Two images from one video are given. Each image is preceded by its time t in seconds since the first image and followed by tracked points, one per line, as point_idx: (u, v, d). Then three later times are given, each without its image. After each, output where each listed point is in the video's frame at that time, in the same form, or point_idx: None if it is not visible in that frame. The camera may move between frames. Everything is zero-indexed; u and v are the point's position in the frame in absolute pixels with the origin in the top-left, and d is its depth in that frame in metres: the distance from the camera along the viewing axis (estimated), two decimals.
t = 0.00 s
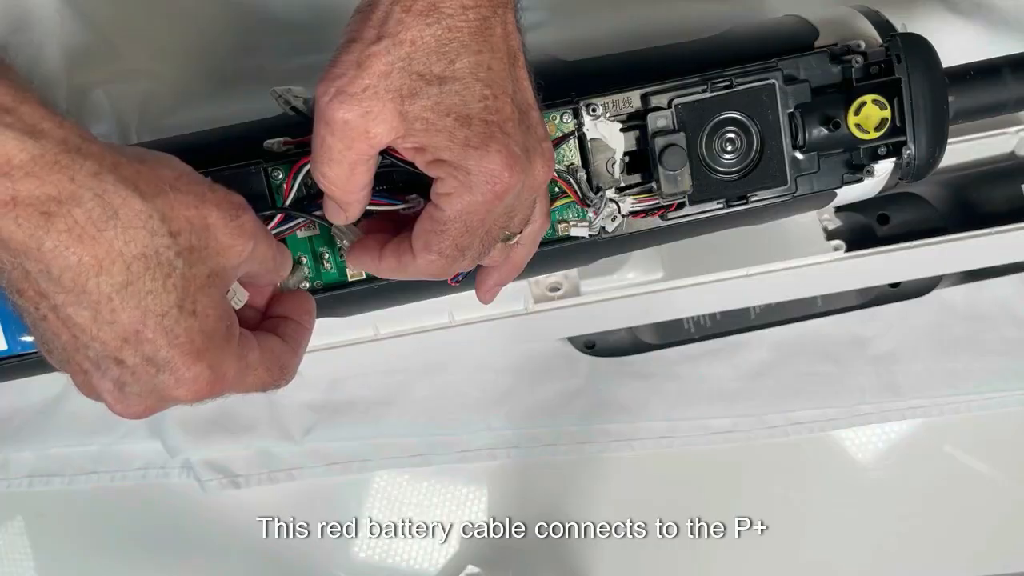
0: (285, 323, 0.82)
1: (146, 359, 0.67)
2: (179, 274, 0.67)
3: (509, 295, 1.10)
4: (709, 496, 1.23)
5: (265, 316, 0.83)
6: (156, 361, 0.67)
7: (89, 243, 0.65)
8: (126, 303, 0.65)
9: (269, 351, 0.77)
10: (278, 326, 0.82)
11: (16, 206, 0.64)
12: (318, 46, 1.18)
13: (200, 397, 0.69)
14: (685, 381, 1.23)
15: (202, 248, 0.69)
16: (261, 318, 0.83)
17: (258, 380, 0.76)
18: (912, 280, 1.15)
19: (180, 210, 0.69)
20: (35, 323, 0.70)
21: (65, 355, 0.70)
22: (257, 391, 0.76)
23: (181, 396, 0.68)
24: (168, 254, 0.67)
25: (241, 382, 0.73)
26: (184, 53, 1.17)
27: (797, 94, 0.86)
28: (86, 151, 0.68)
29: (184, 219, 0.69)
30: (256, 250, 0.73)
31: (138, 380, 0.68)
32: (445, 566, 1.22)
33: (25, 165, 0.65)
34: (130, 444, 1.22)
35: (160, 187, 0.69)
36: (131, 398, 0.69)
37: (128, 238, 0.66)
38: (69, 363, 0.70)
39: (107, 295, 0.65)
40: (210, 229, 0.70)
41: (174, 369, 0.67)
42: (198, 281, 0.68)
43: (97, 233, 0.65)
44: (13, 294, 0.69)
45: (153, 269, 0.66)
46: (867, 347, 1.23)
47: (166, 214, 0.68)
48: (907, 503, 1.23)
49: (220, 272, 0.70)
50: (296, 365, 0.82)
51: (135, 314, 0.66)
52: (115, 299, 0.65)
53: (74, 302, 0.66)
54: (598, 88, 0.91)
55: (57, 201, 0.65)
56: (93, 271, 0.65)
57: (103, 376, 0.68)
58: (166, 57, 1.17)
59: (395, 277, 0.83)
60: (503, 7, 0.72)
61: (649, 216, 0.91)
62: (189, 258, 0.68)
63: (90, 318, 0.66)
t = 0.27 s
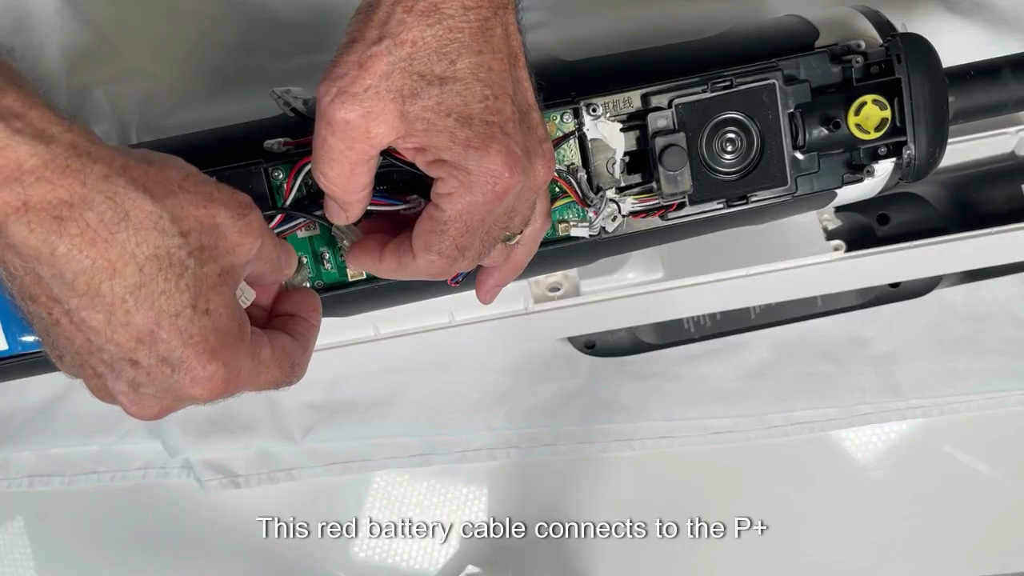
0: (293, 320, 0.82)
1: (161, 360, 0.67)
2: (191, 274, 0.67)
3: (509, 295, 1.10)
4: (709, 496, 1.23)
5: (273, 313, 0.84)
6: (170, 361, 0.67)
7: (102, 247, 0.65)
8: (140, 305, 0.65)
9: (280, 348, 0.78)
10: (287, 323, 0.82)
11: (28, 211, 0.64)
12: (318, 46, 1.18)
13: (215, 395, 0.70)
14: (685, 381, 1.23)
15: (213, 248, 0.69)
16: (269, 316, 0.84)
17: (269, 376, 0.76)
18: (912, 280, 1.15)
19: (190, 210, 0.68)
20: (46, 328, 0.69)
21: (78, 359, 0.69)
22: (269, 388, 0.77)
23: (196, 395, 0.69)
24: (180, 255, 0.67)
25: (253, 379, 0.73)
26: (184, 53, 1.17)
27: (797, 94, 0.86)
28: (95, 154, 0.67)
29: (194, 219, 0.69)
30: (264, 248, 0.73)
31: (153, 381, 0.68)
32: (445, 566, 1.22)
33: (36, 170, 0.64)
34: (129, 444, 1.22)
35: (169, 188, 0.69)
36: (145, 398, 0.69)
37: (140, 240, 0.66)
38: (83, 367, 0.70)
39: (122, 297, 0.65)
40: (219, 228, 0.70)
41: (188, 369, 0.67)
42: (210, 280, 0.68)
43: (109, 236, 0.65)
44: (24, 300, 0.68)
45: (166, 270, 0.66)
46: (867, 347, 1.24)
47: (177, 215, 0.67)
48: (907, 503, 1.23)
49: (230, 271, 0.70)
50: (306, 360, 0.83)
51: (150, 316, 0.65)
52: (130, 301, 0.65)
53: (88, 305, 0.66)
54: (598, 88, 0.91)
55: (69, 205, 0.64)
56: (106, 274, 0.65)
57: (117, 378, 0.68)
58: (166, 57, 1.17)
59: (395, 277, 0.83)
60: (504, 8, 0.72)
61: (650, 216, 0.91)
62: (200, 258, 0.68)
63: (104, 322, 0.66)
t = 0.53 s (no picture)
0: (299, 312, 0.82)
1: (167, 362, 0.67)
2: (191, 276, 0.67)
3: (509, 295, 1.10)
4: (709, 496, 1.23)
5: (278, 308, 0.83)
6: (176, 363, 0.67)
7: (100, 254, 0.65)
8: (143, 309, 0.65)
9: (287, 340, 0.77)
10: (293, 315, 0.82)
11: (24, 223, 0.64)
12: (318, 46, 1.18)
13: (224, 393, 0.70)
14: (685, 381, 1.23)
15: (211, 251, 0.69)
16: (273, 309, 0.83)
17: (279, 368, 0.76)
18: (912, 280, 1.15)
19: (186, 214, 0.68)
20: (51, 337, 0.70)
21: (86, 366, 0.70)
22: (278, 381, 0.77)
23: (205, 395, 0.69)
24: (179, 259, 0.67)
25: (263, 374, 0.74)
26: (184, 53, 1.17)
27: (797, 94, 0.86)
28: (89, 161, 0.66)
29: (191, 223, 0.68)
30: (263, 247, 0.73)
31: (161, 383, 0.68)
32: (445, 566, 1.22)
33: (33, 181, 0.64)
34: (129, 444, 1.22)
35: (165, 193, 0.68)
36: (154, 402, 0.69)
37: (138, 246, 0.65)
38: (90, 375, 0.70)
39: (124, 303, 0.65)
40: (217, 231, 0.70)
41: (196, 369, 0.67)
42: (211, 281, 0.68)
43: (107, 243, 0.65)
44: (27, 311, 0.69)
45: (166, 275, 0.66)
46: (867, 347, 1.24)
47: (173, 219, 0.67)
48: (907, 503, 1.23)
49: (230, 271, 0.70)
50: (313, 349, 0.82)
51: (154, 320, 0.65)
52: (133, 306, 0.65)
53: (90, 313, 0.66)
54: (598, 88, 0.91)
55: (65, 214, 0.64)
56: (107, 281, 0.65)
57: (124, 384, 0.69)
58: (166, 57, 1.17)
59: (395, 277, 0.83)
60: (503, 7, 0.72)
61: (650, 216, 0.91)
62: (200, 260, 0.68)
63: (107, 328, 0.66)
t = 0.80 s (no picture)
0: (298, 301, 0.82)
1: (164, 361, 0.67)
2: (188, 276, 0.67)
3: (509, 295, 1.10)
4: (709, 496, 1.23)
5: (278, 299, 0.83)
6: (174, 361, 0.67)
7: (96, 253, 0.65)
8: (140, 308, 0.65)
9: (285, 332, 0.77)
10: (293, 307, 0.81)
11: (20, 221, 0.63)
12: (318, 46, 1.18)
13: (223, 390, 0.70)
14: (685, 381, 1.23)
15: (209, 252, 0.69)
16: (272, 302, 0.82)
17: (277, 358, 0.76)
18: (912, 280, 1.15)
19: (184, 216, 0.68)
20: (50, 337, 0.70)
21: (85, 365, 0.70)
22: (279, 372, 0.76)
23: (204, 392, 0.69)
24: (176, 259, 0.67)
25: (263, 370, 0.73)
26: (184, 53, 1.17)
27: (797, 94, 0.86)
28: (86, 162, 0.66)
29: (189, 225, 0.68)
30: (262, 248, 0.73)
31: (159, 382, 0.68)
32: (445, 566, 1.22)
33: (29, 180, 0.64)
34: (129, 444, 1.22)
35: (163, 194, 0.68)
36: (152, 400, 0.69)
37: (135, 246, 0.65)
38: (89, 374, 0.71)
39: (121, 303, 0.65)
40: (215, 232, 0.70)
41: (193, 368, 0.67)
42: (209, 281, 0.68)
43: (103, 242, 0.65)
44: (26, 310, 0.69)
45: (163, 274, 0.66)
46: (867, 347, 1.24)
47: (171, 220, 0.67)
48: (907, 503, 1.23)
49: (228, 271, 0.70)
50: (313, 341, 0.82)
51: (151, 318, 0.65)
52: (129, 305, 0.65)
53: (87, 311, 0.66)
54: (597, 88, 0.91)
55: (61, 214, 0.64)
56: (104, 280, 0.65)
57: (122, 383, 0.69)
58: (166, 56, 1.17)
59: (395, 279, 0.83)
60: (501, 9, 0.72)
61: (650, 216, 0.91)
62: (198, 260, 0.68)
63: (103, 326, 0.66)
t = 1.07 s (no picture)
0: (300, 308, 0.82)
1: (167, 373, 0.68)
2: (194, 291, 0.67)
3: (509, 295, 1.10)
4: (708, 496, 1.23)
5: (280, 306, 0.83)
6: (176, 375, 0.68)
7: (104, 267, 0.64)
8: (145, 322, 0.65)
9: (288, 343, 0.77)
10: (294, 314, 0.81)
11: (30, 234, 0.62)
12: (318, 46, 1.18)
13: (223, 403, 0.71)
14: (685, 382, 1.23)
15: (215, 267, 0.69)
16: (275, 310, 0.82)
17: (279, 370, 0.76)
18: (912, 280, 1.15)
19: (193, 231, 0.68)
20: (53, 342, 0.70)
21: (86, 372, 0.70)
22: (281, 383, 0.77)
23: (204, 405, 0.70)
24: (183, 275, 0.67)
25: (264, 382, 0.74)
26: (184, 53, 1.17)
27: (796, 94, 0.86)
28: (98, 175, 0.65)
29: (198, 239, 0.68)
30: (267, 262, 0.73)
31: (160, 392, 0.69)
32: (445, 566, 1.22)
33: (39, 192, 0.63)
34: (129, 444, 1.22)
35: (173, 208, 0.68)
36: (152, 409, 0.70)
37: (144, 260, 0.65)
38: (90, 380, 0.71)
39: (128, 316, 0.65)
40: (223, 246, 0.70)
41: (195, 382, 0.68)
42: (214, 297, 0.68)
43: (112, 256, 0.64)
44: (30, 316, 0.68)
45: (170, 290, 0.66)
46: (867, 347, 1.24)
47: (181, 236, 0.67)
48: (907, 503, 1.23)
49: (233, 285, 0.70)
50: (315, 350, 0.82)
51: (156, 332, 0.66)
52: (135, 319, 0.65)
53: (93, 323, 0.66)
54: (597, 88, 0.91)
55: (71, 227, 0.63)
56: (111, 294, 0.65)
57: (124, 392, 0.70)
58: (166, 57, 1.17)
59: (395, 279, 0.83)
60: (497, 10, 0.72)
61: (650, 216, 0.91)
62: (205, 275, 0.68)
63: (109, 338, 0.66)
